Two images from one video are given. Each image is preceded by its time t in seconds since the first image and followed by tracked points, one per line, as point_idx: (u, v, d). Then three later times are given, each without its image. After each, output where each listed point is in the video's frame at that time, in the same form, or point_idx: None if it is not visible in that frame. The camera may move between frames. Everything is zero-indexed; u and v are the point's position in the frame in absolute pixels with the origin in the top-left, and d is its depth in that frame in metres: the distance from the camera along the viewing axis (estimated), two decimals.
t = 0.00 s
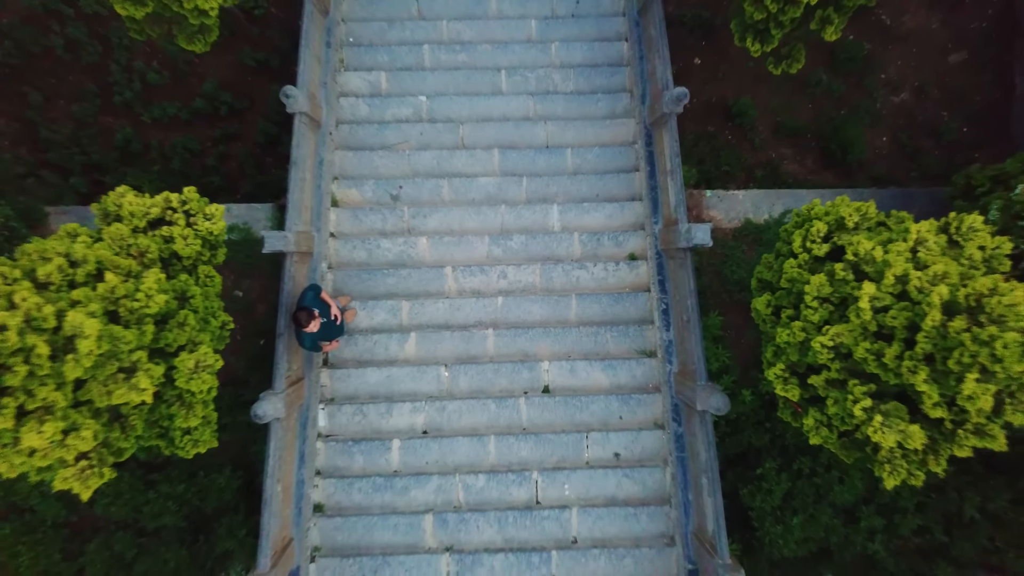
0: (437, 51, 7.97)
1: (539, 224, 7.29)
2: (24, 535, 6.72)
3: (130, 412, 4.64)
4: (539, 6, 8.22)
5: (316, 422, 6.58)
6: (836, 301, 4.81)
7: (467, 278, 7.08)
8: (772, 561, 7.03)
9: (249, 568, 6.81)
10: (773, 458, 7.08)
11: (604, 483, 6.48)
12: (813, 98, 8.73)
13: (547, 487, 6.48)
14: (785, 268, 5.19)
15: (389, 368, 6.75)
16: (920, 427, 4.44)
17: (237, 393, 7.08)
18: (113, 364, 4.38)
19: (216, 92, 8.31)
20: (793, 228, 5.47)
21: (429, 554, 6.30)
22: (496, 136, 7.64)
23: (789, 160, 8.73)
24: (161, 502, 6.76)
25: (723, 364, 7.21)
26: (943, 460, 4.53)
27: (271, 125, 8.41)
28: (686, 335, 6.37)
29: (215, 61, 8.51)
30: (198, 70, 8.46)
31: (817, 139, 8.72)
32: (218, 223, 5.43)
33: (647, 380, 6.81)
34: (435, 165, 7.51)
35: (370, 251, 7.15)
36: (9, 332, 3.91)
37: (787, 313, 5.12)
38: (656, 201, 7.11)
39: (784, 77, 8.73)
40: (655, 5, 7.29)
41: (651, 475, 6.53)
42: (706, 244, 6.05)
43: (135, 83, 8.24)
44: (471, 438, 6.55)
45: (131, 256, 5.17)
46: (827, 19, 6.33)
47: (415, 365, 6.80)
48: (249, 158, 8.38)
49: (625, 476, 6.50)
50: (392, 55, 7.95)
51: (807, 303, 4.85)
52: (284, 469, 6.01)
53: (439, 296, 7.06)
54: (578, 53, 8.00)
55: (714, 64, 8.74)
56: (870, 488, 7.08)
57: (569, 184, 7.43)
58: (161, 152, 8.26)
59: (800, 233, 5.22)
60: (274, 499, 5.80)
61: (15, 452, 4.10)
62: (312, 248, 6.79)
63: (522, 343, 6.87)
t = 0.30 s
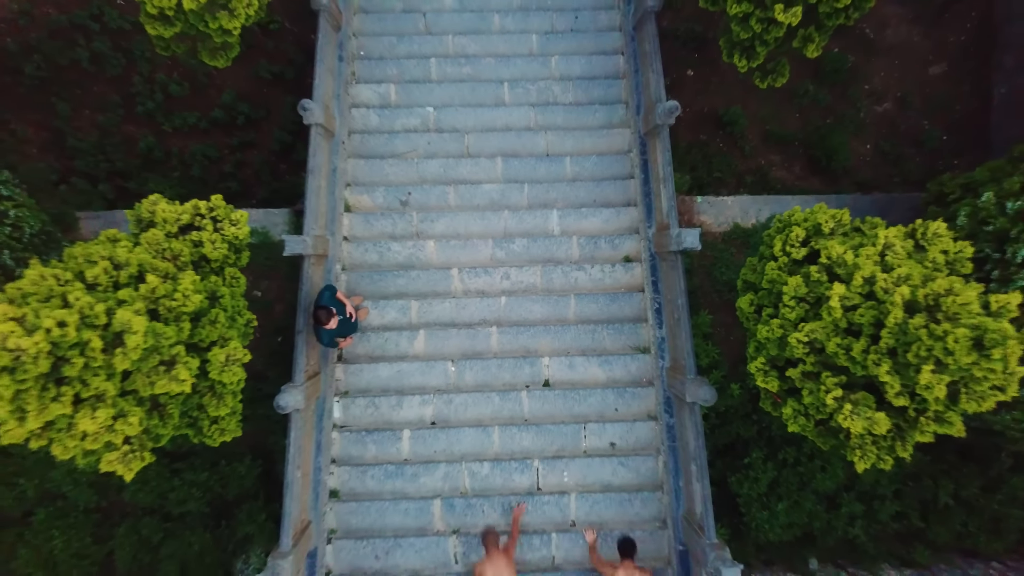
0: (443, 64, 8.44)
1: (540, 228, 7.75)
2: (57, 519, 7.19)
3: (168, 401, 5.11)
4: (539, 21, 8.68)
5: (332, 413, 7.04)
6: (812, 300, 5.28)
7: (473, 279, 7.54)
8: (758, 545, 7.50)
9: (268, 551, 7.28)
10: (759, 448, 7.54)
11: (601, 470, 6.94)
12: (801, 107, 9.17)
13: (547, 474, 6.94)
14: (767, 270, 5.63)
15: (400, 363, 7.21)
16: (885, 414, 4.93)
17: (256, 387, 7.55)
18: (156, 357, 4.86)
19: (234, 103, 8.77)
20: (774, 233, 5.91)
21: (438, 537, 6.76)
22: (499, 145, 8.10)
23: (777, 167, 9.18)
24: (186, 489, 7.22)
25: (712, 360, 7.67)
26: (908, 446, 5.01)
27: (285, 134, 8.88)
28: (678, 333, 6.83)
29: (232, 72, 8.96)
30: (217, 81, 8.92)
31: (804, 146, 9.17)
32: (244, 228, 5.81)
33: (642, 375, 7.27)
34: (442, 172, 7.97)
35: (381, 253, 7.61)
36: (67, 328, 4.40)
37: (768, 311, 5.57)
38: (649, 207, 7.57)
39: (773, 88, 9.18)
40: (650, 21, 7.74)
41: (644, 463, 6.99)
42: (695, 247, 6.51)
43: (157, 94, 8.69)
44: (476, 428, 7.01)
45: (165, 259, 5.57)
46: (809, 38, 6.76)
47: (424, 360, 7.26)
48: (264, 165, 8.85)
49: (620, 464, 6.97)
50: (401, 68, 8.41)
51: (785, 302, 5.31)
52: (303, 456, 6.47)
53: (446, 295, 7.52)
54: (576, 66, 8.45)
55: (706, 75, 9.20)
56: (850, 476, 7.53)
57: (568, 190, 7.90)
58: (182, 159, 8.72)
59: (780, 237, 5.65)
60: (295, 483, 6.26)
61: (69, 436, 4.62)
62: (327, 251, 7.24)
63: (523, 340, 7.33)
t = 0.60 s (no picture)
0: (448, 74, 8.79)
1: (541, 231, 8.10)
2: (80, 509, 7.52)
3: (193, 395, 5.50)
4: (540, 32, 9.03)
5: (342, 408, 7.38)
6: (795, 301, 5.63)
7: (477, 280, 7.89)
8: (749, 534, 7.84)
9: (282, 540, 7.62)
10: (751, 442, 7.87)
11: (599, 462, 7.30)
12: (792, 114, 9.50)
13: (548, 466, 7.30)
14: (755, 272, 5.94)
15: (407, 361, 7.55)
16: (863, 407, 5.31)
17: (270, 383, 7.90)
18: (184, 353, 5.32)
19: (247, 111, 9.12)
20: (762, 236, 6.23)
21: (444, 526, 7.12)
22: (502, 152, 8.45)
23: (769, 172, 9.52)
24: (203, 481, 7.56)
25: (706, 357, 8.03)
26: (887, 436, 5.39)
27: (296, 141, 9.24)
28: (672, 331, 7.18)
29: (244, 81, 9.31)
30: (230, 90, 9.26)
31: (795, 152, 9.51)
32: (261, 232, 6.03)
33: (638, 371, 7.61)
34: (448, 178, 8.32)
35: (389, 256, 7.97)
36: (105, 326, 4.86)
37: (756, 311, 5.91)
38: (645, 211, 7.92)
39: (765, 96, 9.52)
40: (647, 34, 8.09)
41: (640, 455, 7.35)
42: (688, 250, 6.86)
43: (173, 102, 9.03)
44: (480, 423, 7.37)
45: (188, 262, 5.84)
46: (796, 50, 7.10)
47: (430, 358, 7.61)
48: (276, 170, 9.20)
49: (617, 456, 7.32)
50: (407, 78, 8.75)
51: (771, 302, 5.66)
52: (317, 449, 6.82)
53: (451, 296, 7.87)
54: (576, 75, 8.80)
55: (701, 83, 9.55)
56: (838, 469, 7.87)
57: (568, 195, 8.25)
58: (196, 164, 9.06)
59: (768, 241, 5.97)
60: (309, 474, 6.62)
61: (104, 426, 5.11)
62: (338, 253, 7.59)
63: (525, 339, 7.68)
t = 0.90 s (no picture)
0: (452, 78, 8.93)
1: (542, 233, 8.26)
2: (91, 505, 7.66)
3: (205, 393, 5.70)
4: (542, 38, 9.19)
5: (348, 406, 7.55)
6: (791, 302, 5.79)
7: (479, 282, 8.06)
8: (746, 530, 8.02)
9: (289, 535, 7.80)
10: (749, 440, 8.03)
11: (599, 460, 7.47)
12: (788, 118, 9.65)
13: (549, 463, 7.47)
14: (751, 273, 6.09)
15: (412, 360, 7.72)
16: (856, 405, 5.49)
17: (277, 381, 8.07)
18: (197, 352, 5.53)
19: (254, 115, 9.28)
20: (757, 238, 6.38)
21: (448, 521, 7.29)
22: (504, 155, 8.61)
23: (767, 174, 9.69)
24: (212, 477, 7.74)
25: (704, 357, 8.20)
26: (879, 433, 5.58)
27: (302, 144, 9.40)
28: (671, 331, 7.35)
29: (251, 85, 9.47)
30: (237, 94, 9.41)
31: (792, 155, 9.68)
32: (270, 234, 6.11)
33: (638, 370, 7.77)
34: (451, 181, 8.49)
35: (393, 257, 8.13)
36: (123, 327, 5.15)
37: (752, 312, 6.05)
38: (644, 213, 8.09)
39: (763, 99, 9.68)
40: (647, 39, 8.26)
41: (639, 452, 7.52)
42: (687, 252, 7.02)
43: (181, 106, 9.19)
44: (483, 421, 7.54)
45: (201, 263, 5.97)
46: (792, 57, 7.27)
47: (434, 357, 7.77)
48: (282, 173, 9.38)
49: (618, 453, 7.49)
50: (411, 83, 8.90)
51: (767, 303, 5.81)
52: (323, 446, 6.98)
53: (455, 296, 8.03)
54: (577, 80, 8.95)
55: (700, 87, 9.70)
56: (834, 466, 8.03)
57: (569, 198, 8.42)
58: (204, 167, 9.23)
59: (763, 243, 6.11)
60: (317, 471, 6.79)
61: (121, 423, 5.37)
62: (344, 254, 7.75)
63: (527, 339, 7.85)
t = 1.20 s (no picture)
0: (453, 82, 9.01)
1: (543, 235, 8.34)
2: (96, 505, 7.74)
3: (212, 393, 5.79)
4: (543, 41, 9.27)
5: (352, 407, 7.63)
6: (788, 304, 5.88)
7: (481, 283, 8.14)
8: (745, 529, 8.12)
9: (293, 534, 7.88)
10: (748, 440, 8.11)
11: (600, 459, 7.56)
12: (788, 121, 9.73)
13: (550, 462, 7.56)
14: (749, 275, 6.18)
15: (415, 360, 7.81)
16: (852, 405, 5.59)
17: (281, 382, 8.15)
18: (204, 353, 5.63)
19: (258, 118, 9.37)
20: (755, 241, 6.46)
21: (450, 520, 7.38)
22: (506, 158, 8.69)
23: (765, 177, 9.78)
24: (217, 476, 7.83)
25: (703, 358, 8.29)
26: (876, 433, 5.67)
27: (305, 147, 9.48)
28: (670, 332, 7.45)
29: (255, 89, 9.55)
30: (241, 97, 9.50)
31: (791, 158, 9.77)
32: (275, 237, 6.19)
33: (638, 371, 7.85)
34: (453, 184, 8.56)
35: (396, 259, 8.22)
36: (132, 328, 5.25)
37: (750, 314, 6.13)
38: (644, 216, 8.17)
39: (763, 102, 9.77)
40: (646, 44, 8.36)
41: (640, 452, 7.60)
42: (686, 254, 7.11)
43: (186, 109, 9.28)
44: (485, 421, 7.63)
45: (208, 265, 6.05)
46: (791, 62, 7.36)
47: (436, 358, 7.86)
48: (285, 175, 9.47)
49: (618, 453, 7.58)
50: (413, 86, 8.99)
51: (765, 304, 5.90)
52: (327, 446, 7.07)
53: (457, 298, 8.11)
54: (577, 83, 9.03)
55: (700, 91, 9.79)
56: (832, 466, 8.11)
57: (570, 200, 8.50)
58: (208, 169, 9.32)
59: (761, 246, 6.20)
60: (320, 470, 6.88)
61: (130, 423, 5.47)
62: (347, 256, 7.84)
63: (528, 339, 7.94)
